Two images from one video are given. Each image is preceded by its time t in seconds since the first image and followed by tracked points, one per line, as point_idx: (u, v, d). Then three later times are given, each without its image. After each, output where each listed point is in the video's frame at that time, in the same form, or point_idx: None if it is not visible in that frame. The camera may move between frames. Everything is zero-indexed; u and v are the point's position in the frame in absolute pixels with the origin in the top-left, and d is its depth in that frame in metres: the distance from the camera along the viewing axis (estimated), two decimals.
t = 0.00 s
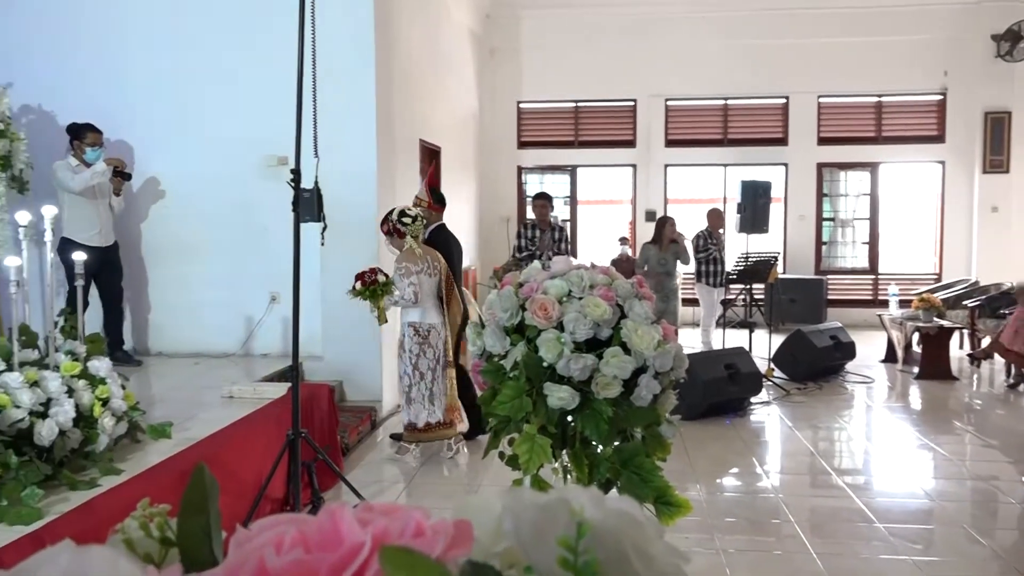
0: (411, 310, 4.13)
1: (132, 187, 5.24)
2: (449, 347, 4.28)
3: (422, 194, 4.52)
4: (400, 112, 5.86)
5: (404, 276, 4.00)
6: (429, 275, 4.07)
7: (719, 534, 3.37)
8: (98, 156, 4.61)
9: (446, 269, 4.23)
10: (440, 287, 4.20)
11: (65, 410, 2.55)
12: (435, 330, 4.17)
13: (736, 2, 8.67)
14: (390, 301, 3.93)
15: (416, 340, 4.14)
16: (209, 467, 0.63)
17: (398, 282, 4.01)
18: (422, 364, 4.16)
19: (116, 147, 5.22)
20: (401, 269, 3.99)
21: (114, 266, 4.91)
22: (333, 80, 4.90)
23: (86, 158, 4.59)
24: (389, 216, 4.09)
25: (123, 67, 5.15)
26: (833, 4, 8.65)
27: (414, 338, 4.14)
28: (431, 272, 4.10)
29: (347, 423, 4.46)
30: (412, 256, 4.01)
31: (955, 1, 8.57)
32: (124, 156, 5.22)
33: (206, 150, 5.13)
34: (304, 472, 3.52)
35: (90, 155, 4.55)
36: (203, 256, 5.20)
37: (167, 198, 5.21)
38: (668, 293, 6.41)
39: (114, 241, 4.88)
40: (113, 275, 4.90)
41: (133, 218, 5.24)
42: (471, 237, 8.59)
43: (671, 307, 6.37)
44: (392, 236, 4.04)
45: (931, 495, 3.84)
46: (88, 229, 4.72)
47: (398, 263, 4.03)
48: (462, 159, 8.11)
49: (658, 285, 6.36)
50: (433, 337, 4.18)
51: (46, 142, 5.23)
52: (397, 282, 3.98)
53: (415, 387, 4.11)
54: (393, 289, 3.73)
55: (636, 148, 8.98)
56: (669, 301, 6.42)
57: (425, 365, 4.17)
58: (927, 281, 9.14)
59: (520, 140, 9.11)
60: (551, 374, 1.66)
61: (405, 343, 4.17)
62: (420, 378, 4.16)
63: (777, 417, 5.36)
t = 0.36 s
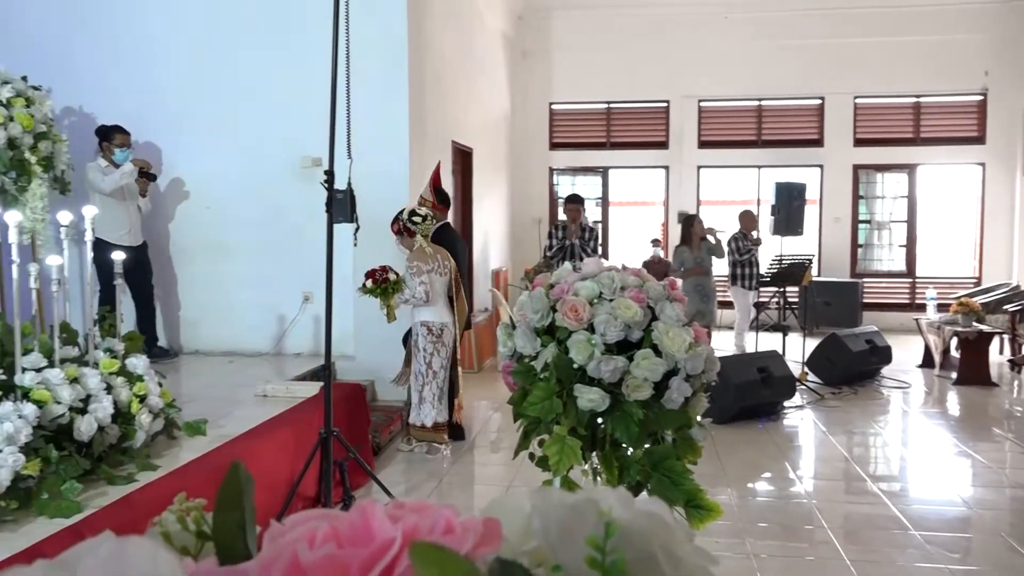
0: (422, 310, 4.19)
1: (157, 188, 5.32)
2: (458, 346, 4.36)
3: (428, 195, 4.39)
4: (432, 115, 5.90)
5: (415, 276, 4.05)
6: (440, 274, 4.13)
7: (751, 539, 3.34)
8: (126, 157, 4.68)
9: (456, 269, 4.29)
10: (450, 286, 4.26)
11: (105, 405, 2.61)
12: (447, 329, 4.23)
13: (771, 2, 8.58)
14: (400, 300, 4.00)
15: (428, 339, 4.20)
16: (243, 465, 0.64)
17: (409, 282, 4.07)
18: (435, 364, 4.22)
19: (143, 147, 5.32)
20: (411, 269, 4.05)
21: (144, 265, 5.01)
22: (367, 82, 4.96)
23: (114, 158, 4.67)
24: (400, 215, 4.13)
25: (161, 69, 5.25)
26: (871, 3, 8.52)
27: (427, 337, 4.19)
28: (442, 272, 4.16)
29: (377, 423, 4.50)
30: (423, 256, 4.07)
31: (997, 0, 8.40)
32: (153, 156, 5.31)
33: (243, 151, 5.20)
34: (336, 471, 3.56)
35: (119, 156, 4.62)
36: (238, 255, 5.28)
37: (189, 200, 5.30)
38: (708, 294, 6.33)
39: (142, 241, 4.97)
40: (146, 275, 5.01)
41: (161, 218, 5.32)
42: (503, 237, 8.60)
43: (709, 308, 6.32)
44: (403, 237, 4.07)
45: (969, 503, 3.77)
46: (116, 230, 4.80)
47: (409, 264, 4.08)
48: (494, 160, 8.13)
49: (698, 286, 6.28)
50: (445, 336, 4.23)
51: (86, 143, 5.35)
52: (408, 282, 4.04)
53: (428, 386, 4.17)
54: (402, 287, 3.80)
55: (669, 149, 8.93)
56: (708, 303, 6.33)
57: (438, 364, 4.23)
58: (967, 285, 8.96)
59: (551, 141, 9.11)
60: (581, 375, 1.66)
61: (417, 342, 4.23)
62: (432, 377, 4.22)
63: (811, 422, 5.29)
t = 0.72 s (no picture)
0: (437, 309, 4.18)
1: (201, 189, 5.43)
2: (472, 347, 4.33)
3: (438, 194, 4.22)
4: (471, 116, 5.93)
5: (433, 277, 4.05)
6: (458, 276, 4.12)
7: (792, 543, 3.29)
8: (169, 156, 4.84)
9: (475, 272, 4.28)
10: (467, 288, 4.24)
11: (151, 403, 2.68)
12: (460, 330, 4.22)
13: None
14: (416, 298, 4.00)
15: (440, 338, 4.18)
16: (286, 463, 0.65)
17: (427, 282, 4.07)
18: (442, 362, 4.21)
19: (182, 149, 5.43)
20: (430, 270, 4.05)
21: (189, 266, 5.12)
22: (406, 83, 5.00)
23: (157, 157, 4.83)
24: (423, 215, 4.06)
25: (207, 71, 5.35)
26: None
27: (439, 336, 4.18)
28: (460, 274, 4.15)
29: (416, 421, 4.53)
30: (442, 258, 4.06)
31: None
32: (192, 160, 5.41)
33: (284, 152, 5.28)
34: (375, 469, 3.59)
35: (162, 154, 4.78)
36: (279, 255, 5.35)
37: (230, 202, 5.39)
38: (755, 297, 6.22)
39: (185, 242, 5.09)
40: (190, 275, 5.12)
41: (204, 219, 5.44)
42: (541, 238, 8.60)
43: (757, 311, 6.17)
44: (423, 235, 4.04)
45: (1019, 511, 3.67)
46: (160, 231, 4.92)
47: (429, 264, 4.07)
48: (532, 161, 8.12)
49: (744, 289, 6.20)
50: (458, 337, 4.22)
51: (134, 145, 5.49)
52: (426, 281, 4.04)
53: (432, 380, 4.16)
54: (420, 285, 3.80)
55: (709, 149, 8.84)
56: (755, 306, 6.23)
57: (446, 361, 4.22)
58: (1017, 287, 8.72)
59: (590, 141, 9.07)
60: (620, 376, 1.65)
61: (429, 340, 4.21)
62: (437, 373, 4.21)
63: (855, 426, 5.19)
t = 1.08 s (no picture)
0: (470, 309, 4.12)
1: (260, 190, 5.51)
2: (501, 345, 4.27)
3: (462, 183, 4.29)
4: (516, 117, 5.94)
5: (466, 279, 3.99)
6: (490, 277, 4.07)
7: (844, 550, 3.21)
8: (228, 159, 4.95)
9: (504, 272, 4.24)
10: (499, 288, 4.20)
11: (202, 402, 2.74)
12: (493, 330, 4.17)
13: None
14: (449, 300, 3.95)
15: (472, 337, 4.12)
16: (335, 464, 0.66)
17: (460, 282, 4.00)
18: (470, 359, 4.15)
19: (241, 151, 5.51)
20: (463, 271, 3.98)
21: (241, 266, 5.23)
22: (452, 85, 5.02)
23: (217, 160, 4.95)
24: (451, 219, 4.04)
25: (258, 75, 5.44)
26: None
27: (471, 335, 4.12)
28: (492, 275, 4.10)
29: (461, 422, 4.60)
30: (474, 259, 4.01)
31: None
32: (251, 164, 5.50)
33: (332, 154, 5.35)
34: (421, 469, 3.62)
35: (222, 157, 4.90)
36: (327, 257, 5.43)
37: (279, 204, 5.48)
38: (802, 299, 6.11)
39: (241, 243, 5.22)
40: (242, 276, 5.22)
41: (258, 221, 5.52)
42: (586, 239, 8.57)
43: (806, 313, 6.08)
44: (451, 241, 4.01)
45: None
46: (216, 233, 5.08)
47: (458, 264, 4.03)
48: (577, 161, 8.10)
49: (789, 290, 6.11)
50: (490, 336, 4.16)
51: (188, 148, 5.62)
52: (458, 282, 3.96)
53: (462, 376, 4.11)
54: (455, 288, 3.80)
55: (757, 148, 8.70)
56: (802, 308, 6.13)
57: (475, 359, 4.15)
58: None
59: (635, 141, 9.01)
60: (666, 379, 1.62)
61: (460, 338, 4.15)
62: (465, 369, 4.16)
63: (908, 431, 5.05)
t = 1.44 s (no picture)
0: (491, 302, 4.20)
1: (313, 190, 5.55)
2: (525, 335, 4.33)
3: (495, 177, 4.46)
4: (555, 116, 5.92)
5: (482, 271, 4.08)
6: (506, 268, 4.14)
7: (890, 557, 3.14)
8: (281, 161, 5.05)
9: (521, 261, 4.31)
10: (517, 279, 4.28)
11: (245, 400, 2.79)
12: (514, 321, 4.23)
13: None
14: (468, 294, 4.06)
15: (496, 331, 4.20)
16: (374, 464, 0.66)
17: (478, 275, 4.10)
18: (498, 354, 4.21)
19: (291, 152, 5.56)
20: (479, 263, 4.07)
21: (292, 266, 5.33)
22: (491, 85, 5.02)
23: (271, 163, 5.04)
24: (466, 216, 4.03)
25: (301, 76, 5.51)
26: None
27: (494, 328, 4.20)
28: (509, 265, 4.17)
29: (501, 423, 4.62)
30: (489, 251, 4.10)
31: None
32: (301, 165, 5.55)
33: (373, 155, 5.40)
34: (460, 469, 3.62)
35: (274, 160, 5.01)
36: (368, 257, 5.48)
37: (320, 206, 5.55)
38: (836, 297, 6.02)
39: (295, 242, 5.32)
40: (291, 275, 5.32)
41: (308, 222, 5.57)
42: (625, 239, 8.51)
43: (840, 313, 5.98)
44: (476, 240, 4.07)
45: None
46: (268, 235, 5.19)
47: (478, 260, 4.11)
48: (617, 161, 8.05)
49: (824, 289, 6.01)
50: (513, 327, 4.23)
51: (232, 151, 5.72)
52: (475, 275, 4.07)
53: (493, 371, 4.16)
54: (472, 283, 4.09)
55: (801, 147, 8.56)
56: (836, 306, 6.03)
57: (503, 353, 4.22)
58: None
59: (676, 141, 8.92)
60: (708, 380, 1.60)
61: (484, 332, 4.24)
62: (496, 365, 4.22)
63: (957, 435, 4.92)
